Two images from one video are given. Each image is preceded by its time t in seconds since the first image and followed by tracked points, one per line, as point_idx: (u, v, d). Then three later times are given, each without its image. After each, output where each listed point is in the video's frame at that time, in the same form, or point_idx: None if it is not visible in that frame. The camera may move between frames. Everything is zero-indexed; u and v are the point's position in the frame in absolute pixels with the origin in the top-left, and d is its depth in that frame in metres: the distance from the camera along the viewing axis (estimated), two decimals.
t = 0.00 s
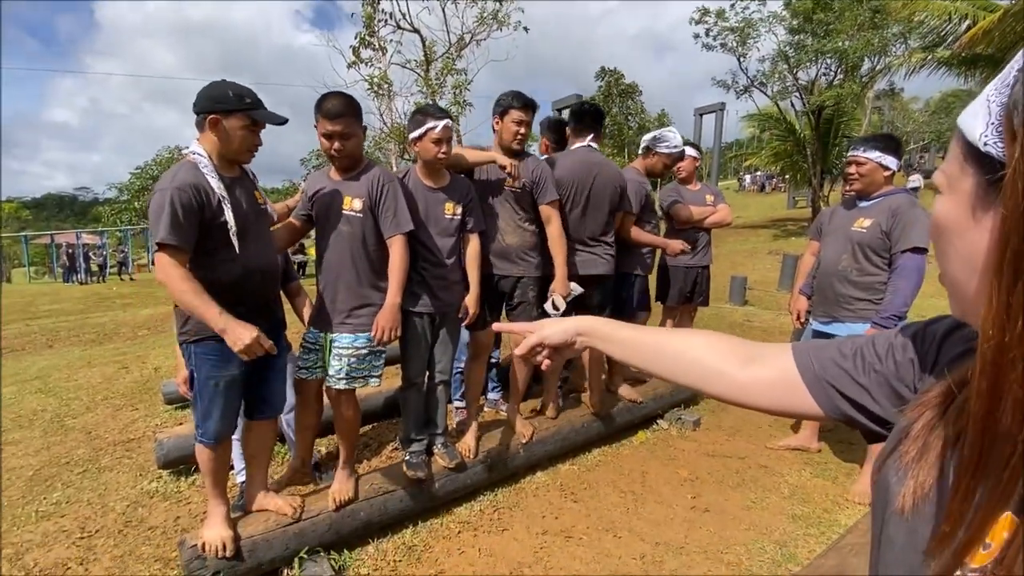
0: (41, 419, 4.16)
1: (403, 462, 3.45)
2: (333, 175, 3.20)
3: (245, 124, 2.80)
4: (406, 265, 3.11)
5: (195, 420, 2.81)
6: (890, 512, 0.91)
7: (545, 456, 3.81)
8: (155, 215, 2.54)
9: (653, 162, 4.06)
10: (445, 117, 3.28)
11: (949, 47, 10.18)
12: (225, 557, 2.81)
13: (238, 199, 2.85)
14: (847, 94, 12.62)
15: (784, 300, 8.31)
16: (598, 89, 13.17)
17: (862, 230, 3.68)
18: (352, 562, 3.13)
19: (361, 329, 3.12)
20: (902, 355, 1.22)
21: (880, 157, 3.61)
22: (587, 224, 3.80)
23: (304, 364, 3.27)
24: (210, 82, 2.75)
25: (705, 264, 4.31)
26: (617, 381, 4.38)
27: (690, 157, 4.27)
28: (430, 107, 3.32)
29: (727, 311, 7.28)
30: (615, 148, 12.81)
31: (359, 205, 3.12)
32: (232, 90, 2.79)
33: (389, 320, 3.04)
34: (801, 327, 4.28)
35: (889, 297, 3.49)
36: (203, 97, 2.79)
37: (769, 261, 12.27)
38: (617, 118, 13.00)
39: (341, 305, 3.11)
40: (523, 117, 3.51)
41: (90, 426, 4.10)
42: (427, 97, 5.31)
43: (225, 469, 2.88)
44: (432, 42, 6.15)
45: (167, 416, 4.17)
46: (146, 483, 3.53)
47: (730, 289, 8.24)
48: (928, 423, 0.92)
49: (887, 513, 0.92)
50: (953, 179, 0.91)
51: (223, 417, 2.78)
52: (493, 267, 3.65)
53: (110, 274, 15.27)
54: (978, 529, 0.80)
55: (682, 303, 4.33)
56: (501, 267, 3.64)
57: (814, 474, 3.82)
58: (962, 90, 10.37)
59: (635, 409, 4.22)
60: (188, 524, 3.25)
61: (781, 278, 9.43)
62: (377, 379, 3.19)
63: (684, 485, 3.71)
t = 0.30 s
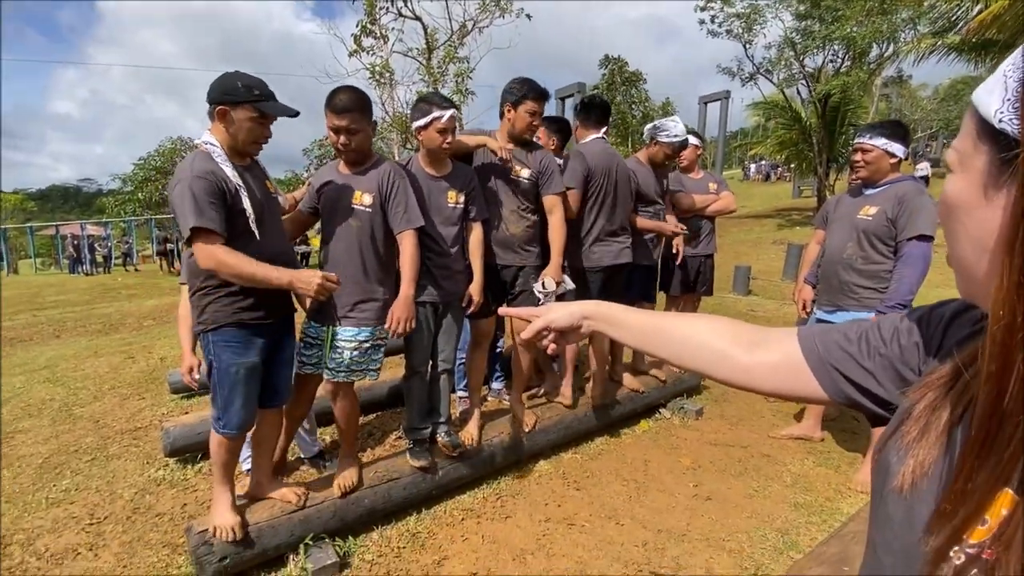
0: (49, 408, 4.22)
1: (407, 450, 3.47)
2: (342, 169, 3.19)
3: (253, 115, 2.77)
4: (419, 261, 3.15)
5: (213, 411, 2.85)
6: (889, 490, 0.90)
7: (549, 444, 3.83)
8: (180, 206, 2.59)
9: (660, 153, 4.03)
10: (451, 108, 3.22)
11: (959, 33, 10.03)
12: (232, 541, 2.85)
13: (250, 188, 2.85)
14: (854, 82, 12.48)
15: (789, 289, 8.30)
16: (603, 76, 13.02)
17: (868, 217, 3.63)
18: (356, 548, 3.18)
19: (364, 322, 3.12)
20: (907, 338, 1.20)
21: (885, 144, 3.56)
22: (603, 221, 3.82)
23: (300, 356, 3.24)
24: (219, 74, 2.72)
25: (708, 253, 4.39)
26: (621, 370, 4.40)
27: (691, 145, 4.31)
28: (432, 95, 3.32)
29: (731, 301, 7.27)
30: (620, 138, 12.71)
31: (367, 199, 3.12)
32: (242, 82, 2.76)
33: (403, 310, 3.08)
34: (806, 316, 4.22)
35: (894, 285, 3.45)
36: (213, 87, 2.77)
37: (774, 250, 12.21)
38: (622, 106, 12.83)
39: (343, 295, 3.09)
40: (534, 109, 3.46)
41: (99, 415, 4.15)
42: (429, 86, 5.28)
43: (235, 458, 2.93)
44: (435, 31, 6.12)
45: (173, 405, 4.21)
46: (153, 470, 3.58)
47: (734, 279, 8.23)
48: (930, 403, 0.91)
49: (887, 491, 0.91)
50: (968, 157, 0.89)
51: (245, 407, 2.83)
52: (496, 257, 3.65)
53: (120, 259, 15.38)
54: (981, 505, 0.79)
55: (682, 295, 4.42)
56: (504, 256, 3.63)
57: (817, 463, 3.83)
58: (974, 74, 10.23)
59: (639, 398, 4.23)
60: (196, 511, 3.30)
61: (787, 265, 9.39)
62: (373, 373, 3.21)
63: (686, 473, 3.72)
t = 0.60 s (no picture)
0: (59, 398, 4.28)
1: (413, 438, 3.49)
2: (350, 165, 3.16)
3: (265, 114, 2.76)
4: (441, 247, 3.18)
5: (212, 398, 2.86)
6: (893, 468, 0.96)
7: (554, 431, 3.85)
8: (203, 201, 2.62)
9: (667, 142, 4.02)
10: (455, 97, 3.17)
11: (969, 18, 9.86)
12: (240, 526, 2.86)
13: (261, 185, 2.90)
14: (862, 69, 12.33)
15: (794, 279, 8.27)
16: (608, 64, 12.90)
17: (875, 204, 3.48)
18: (363, 534, 3.20)
19: (367, 317, 3.14)
20: (905, 315, 1.16)
21: (895, 129, 3.38)
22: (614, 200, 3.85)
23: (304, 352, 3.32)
24: (238, 68, 2.70)
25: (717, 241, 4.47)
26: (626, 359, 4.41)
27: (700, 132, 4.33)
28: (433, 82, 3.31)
29: (737, 291, 7.26)
30: (625, 128, 12.62)
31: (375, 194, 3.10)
32: (260, 78, 2.74)
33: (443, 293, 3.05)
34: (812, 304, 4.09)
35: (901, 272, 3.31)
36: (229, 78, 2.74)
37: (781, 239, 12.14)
38: (627, 95, 12.70)
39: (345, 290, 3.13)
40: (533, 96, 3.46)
41: (108, 404, 4.21)
42: (434, 73, 5.27)
43: (240, 446, 2.95)
44: (439, 20, 6.10)
45: (180, 394, 4.26)
46: (161, 458, 3.63)
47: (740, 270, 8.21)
48: (931, 382, 0.95)
49: (890, 468, 0.96)
50: (981, 125, 0.91)
51: (243, 395, 2.86)
52: (495, 246, 3.63)
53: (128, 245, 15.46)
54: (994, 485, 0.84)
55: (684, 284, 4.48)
56: (503, 246, 3.62)
57: (822, 452, 3.84)
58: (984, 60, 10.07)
59: (643, 387, 4.25)
60: (204, 498, 3.34)
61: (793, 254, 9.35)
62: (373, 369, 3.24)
63: (690, 462, 3.74)
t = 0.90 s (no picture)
0: (69, 390, 4.34)
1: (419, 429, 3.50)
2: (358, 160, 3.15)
3: (285, 111, 2.75)
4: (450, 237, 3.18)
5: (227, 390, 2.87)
6: (888, 462, 0.92)
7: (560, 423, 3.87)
8: (236, 197, 2.64)
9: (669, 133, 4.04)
10: (457, 86, 3.15)
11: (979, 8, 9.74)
12: (248, 516, 2.88)
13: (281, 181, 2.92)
14: (871, 57, 12.21)
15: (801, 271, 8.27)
16: (614, 53, 12.84)
17: (884, 195, 3.43)
18: (370, 524, 3.21)
19: (366, 311, 3.13)
20: (907, 304, 1.09)
21: (904, 119, 3.34)
22: (625, 197, 3.89)
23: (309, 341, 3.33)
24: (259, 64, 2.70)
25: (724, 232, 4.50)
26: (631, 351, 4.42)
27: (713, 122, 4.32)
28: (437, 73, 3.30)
29: (742, 284, 7.27)
30: (631, 118, 12.55)
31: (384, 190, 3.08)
32: (281, 74, 2.74)
33: (452, 280, 3.05)
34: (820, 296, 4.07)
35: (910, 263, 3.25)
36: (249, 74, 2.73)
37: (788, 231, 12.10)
38: (632, 86, 12.63)
39: (351, 284, 3.14)
40: (529, 83, 3.46)
41: (117, 397, 4.26)
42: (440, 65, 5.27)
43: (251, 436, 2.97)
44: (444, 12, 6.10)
45: (188, 387, 4.31)
46: (170, 450, 3.67)
47: (746, 262, 8.22)
48: (929, 373, 0.92)
49: (885, 462, 0.93)
50: (985, 103, 0.83)
51: (259, 386, 2.87)
52: (498, 239, 3.62)
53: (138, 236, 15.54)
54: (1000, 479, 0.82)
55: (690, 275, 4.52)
56: (505, 239, 3.62)
57: (829, 443, 3.84)
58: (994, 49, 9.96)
59: (649, 378, 4.26)
60: (213, 488, 3.38)
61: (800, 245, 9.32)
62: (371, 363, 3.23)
63: (696, 453, 3.75)
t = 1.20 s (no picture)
0: (78, 385, 4.39)
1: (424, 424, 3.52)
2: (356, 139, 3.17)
3: (293, 107, 2.75)
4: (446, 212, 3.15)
5: (233, 382, 2.88)
6: (889, 466, 0.92)
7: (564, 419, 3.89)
8: (257, 199, 2.63)
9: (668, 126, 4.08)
10: (453, 81, 3.12)
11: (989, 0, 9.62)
12: (257, 510, 2.90)
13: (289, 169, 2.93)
14: (881, 48, 12.10)
15: (807, 266, 8.26)
16: (620, 45, 12.79)
17: (892, 188, 3.40)
18: (376, 518, 3.23)
19: (384, 295, 3.17)
20: (919, 303, 1.04)
21: (911, 112, 3.30)
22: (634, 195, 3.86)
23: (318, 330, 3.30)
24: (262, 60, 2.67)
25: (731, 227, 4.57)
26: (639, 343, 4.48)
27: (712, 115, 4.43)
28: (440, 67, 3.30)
29: (748, 280, 7.28)
30: (636, 112, 12.49)
31: (383, 166, 3.07)
32: (287, 70, 2.72)
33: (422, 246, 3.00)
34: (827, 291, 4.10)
35: (919, 257, 3.23)
36: (254, 71, 2.71)
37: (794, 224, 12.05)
38: (637, 79, 12.57)
39: (359, 274, 3.14)
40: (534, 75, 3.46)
41: (127, 392, 4.32)
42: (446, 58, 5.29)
43: (257, 431, 2.98)
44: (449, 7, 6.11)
45: (196, 381, 4.36)
46: (179, 444, 3.72)
47: (752, 257, 8.21)
48: (928, 382, 0.90)
49: (886, 464, 0.93)
50: (997, 95, 0.79)
51: (265, 381, 2.87)
52: (504, 232, 3.61)
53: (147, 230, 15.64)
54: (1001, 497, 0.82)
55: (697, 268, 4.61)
56: (512, 233, 3.61)
57: (834, 438, 3.83)
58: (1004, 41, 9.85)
59: (654, 372, 4.28)
60: (222, 482, 3.42)
61: (807, 241, 9.30)
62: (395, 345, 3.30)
63: (701, 448, 3.75)
